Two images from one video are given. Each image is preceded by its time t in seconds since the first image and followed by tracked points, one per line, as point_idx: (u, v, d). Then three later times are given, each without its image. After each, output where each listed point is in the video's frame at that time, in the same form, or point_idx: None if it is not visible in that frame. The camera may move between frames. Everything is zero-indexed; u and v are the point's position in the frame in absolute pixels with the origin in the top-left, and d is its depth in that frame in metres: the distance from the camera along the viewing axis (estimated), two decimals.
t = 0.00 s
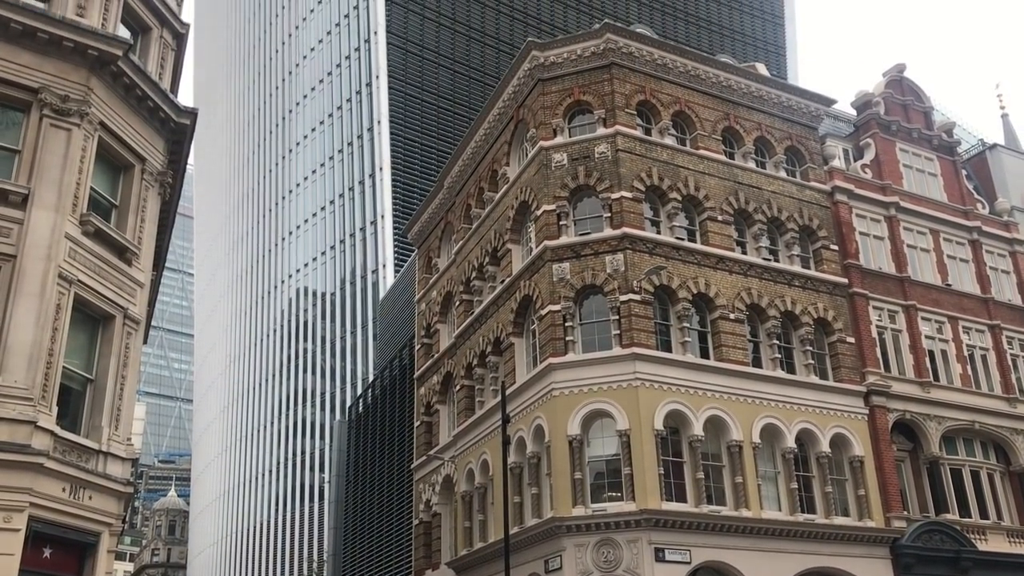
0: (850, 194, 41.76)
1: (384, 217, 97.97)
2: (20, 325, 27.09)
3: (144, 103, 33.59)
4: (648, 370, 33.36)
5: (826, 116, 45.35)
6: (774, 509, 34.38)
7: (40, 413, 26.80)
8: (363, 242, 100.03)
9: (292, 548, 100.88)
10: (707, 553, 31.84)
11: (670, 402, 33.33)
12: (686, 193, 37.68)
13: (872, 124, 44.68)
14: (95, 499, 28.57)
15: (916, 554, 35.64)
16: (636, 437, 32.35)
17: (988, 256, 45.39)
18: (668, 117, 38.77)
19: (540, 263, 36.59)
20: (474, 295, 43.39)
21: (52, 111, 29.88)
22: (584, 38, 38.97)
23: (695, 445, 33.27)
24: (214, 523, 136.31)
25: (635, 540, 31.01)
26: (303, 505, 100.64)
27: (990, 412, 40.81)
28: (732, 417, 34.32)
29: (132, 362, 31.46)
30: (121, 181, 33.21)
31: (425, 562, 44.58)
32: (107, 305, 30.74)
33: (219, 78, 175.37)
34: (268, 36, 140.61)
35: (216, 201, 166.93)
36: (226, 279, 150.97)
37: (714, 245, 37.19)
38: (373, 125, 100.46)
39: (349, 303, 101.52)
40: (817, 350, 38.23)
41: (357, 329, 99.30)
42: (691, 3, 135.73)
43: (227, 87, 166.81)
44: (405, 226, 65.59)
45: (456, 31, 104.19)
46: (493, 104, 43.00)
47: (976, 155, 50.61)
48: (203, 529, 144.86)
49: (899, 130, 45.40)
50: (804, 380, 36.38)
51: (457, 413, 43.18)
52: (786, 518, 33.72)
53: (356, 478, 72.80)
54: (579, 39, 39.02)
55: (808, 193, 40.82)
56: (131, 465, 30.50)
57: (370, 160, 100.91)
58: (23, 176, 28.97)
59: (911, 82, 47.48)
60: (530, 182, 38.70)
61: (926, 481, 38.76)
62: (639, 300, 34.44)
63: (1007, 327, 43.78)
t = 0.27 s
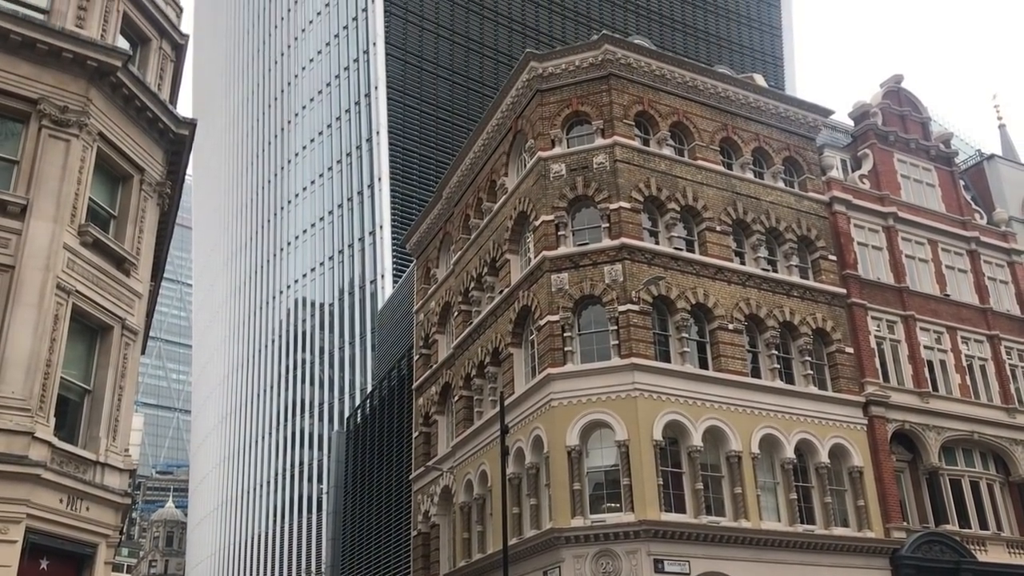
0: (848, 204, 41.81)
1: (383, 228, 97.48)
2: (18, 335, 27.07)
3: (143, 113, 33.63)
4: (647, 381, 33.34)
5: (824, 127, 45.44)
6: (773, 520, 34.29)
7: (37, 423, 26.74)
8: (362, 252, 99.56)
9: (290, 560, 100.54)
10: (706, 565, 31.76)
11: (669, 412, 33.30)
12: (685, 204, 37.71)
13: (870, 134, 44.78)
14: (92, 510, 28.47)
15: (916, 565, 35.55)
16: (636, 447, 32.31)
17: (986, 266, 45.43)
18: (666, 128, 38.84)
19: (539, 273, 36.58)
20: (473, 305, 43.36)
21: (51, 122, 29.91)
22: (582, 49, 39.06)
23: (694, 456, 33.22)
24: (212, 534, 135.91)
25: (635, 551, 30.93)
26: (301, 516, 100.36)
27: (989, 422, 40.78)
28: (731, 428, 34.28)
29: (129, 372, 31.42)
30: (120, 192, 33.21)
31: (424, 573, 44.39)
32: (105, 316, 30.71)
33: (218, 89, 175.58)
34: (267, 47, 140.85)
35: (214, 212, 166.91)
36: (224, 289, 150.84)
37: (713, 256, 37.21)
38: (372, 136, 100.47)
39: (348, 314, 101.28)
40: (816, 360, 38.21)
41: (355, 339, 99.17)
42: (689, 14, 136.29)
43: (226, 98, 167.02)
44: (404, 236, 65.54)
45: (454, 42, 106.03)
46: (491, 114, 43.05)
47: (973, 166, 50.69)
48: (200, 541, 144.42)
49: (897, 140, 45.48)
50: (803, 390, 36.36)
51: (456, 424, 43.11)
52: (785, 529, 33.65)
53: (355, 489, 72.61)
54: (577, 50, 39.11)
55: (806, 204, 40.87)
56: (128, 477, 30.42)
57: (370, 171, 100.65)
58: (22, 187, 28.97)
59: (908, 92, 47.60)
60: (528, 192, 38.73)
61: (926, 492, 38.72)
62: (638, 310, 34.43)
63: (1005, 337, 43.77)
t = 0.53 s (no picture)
0: (846, 216, 41.88)
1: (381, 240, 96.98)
2: (16, 347, 27.06)
3: (142, 125, 33.68)
4: (646, 392, 33.35)
5: (821, 139, 45.55)
6: (772, 532, 34.21)
7: (34, 436, 26.69)
8: (360, 264, 99.44)
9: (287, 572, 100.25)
10: None
11: (668, 424, 33.28)
12: (682, 216, 37.77)
13: (867, 146, 44.92)
14: (88, 523, 28.38)
15: None
16: (634, 459, 32.28)
17: (984, 278, 45.50)
18: (664, 140, 38.93)
19: (537, 285, 36.57)
20: (471, 317, 43.35)
21: (50, 134, 29.95)
22: (580, 61, 39.17)
23: (693, 468, 33.18)
24: (210, 546, 135.52)
25: (634, 563, 30.85)
26: (299, 528, 100.13)
27: (987, 434, 40.77)
28: (730, 439, 34.26)
29: (127, 384, 31.37)
30: (118, 204, 33.24)
31: None
32: (103, 328, 30.70)
33: (217, 101, 175.87)
34: (266, 59, 141.18)
35: (213, 225, 166.93)
36: (222, 301, 150.76)
37: (711, 267, 37.25)
38: (371, 148, 100.66)
39: (346, 326, 101.14)
40: (814, 372, 38.23)
41: (353, 351, 99.09)
42: (686, 26, 136.83)
43: (224, 110, 167.28)
44: (402, 248, 65.59)
45: (453, 55, 106.84)
46: (489, 126, 43.12)
47: (970, 177, 50.79)
48: (198, 553, 143.95)
49: (894, 152, 45.58)
50: (802, 402, 36.35)
51: (454, 436, 43.04)
52: (784, 541, 33.58)
53: (352, 501, 72.44)
54: (575, 63, 39.22)
55: (803, 216, 40.94)
56: (125, 489, 30.35)
57: (368, 184, 100.61)
58: (20, 199, 28.98)
59: (905, 104, 47.74)
60: (526, 204, 38.77)
61: (925, 504, 38.67)
62: (636, 322, 34.45)
63: (1003, 348, 43.80)
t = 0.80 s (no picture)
0: (843, 230, 41.96)
1: (379, 251, 97.00)
2: (12, 362, 27.01)
3: (140, 139, 33.71)
4: (644, 406, 33.32)
5: (818, 153, 45.65)
6: (772, 547, 34.11)
7: (31, 450, 26.61)
8: (358, 278, 99.32)
9: None
10: None
11: (666, 438, 33.22)
12: (680, 229, 37.80)
13: (864, 160, 45.03)
14: (85, 539, 28.26)
15: None
16: (633, 473, 32.22)
17: (982, 291, 45.54)
18: (661, 154, 39.01)
19: (535, 298, 36.56)
20: (470, 330, 43.31)
21: (49, 148, 29.99)
22: (577, 76, 39.27)
23: (691, 481, 33.11)
24: (207, 560, 134.96)
25: None
26: (296, 542, 99.83)
27: (986, 447, 40.73)
28: (729, 453, 34.22)
29: (124, 399, 31.28)
30: (116, 218, 33.23)
31: None
32: (101, 342, 30.66)
33: (215, 115, 176.13)
34: (265, 73, 141.51)
35: (211, 238, 166.88)
36: (220, 315, 150.54)
37: (709, 281, 37.27)
38: (369, 162, 100.88)
39: (343, 339, 100.93)
40: (812, 386, 38.21)
41: (351, 364, 98.88)
42: (682, 40, 137.40)
43: (223, 125, 167.51)
44: (401, 261, 65.49)
45: (450, 70, 107.97)
46: (488, 140, 43.20)
47: (967, 191, 50.88)
48: (195, 567, 143.34)
49: (891, 166, 45.70)
50: (800, 416, 36.34)
51: (452, 450, 42.95)
52: (784, 556, 33.47)
53: (350, 515, 72.19)
54: (572, 77, 39.32)
55: (801, 229, 40.98)
56: (122, 504, 30.25)
57: (366, 198, 100.72)
58: (18, 213, 29.01)
59: (901, 119, 47.86)
60: (524, 218, 38.79)
61: (924, 518, 38.61)
62: (634, 336, 34.44)
63: (1001, 362, 43.81)
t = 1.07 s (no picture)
0: (841, 245, 42.03)
1: (378, 267, 96.93)
2: (9, 379, 26.95)
3: (138, 155, 33.75)
4: (642, 422, 33.26)
5: (815, 168, 45.78)
6: (771, 563, 33.99)
7: (28, 467, 26.52)
8: (356, 294, 99.20)
9: None
10: None
11: (665, 455, 33.14)
12: (678, 244, 37.83)
13: (861, 176, 45.14)
14: (81, 556, 28.10)
15: None
16: (632, 489, 32.14)
17: (980, 306, 45.58)
18: (659, 170, 39.07)
19: (533, 314, 36.56)
20: (468, 346, 43.25)
21: (47, 164, 30.04)
22: (575, 92, 39.40)
23: (690, 497, 33.02)
24: None
25: None
26: (294, 560, 99.30)
27: (985, 463, 40.67)
28: (728, 469, 34.13)
29: (122, 415, 31.21)
30: (115, 234, 33.23)
31: None
32: (98, 358, 30.62)
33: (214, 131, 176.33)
34: (263, 90, 141.89)
35: (209, 254, 166.87)
36: (218, 331, 150.32)
37: (707, 296, 37.27)
38: (367, 178, 101.08)
39: (341, 356, 100.71)
40: (811, 402, 38.18)
41: (349, 381, 98.63)
42: (680, 57, 138.03)
43: (221, 142, 167.78)
44: (399, 277, 65.49)
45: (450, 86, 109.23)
46: (486, 156, 43.28)
47: (964, 207, 50.98)
48: None
49: (888, 182, 45.81)
50: (799, 432, 36.29)
51: (450, 467, 42.82)
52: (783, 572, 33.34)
53: (348, 532, 71.96)
54: (570, 93, 39.44)
55: (799, 245, 41.03)
56: (119, 521, 30.13)
57: (365, 214, 100.74)
58: (16, 229, 29.01)
59: (898, 134, 48.00)
60: (522, 233, 38.83)
61: (924, 534, 38.49)
62: (633, 351, 34.42)
63: (999, 377, 43.79)
